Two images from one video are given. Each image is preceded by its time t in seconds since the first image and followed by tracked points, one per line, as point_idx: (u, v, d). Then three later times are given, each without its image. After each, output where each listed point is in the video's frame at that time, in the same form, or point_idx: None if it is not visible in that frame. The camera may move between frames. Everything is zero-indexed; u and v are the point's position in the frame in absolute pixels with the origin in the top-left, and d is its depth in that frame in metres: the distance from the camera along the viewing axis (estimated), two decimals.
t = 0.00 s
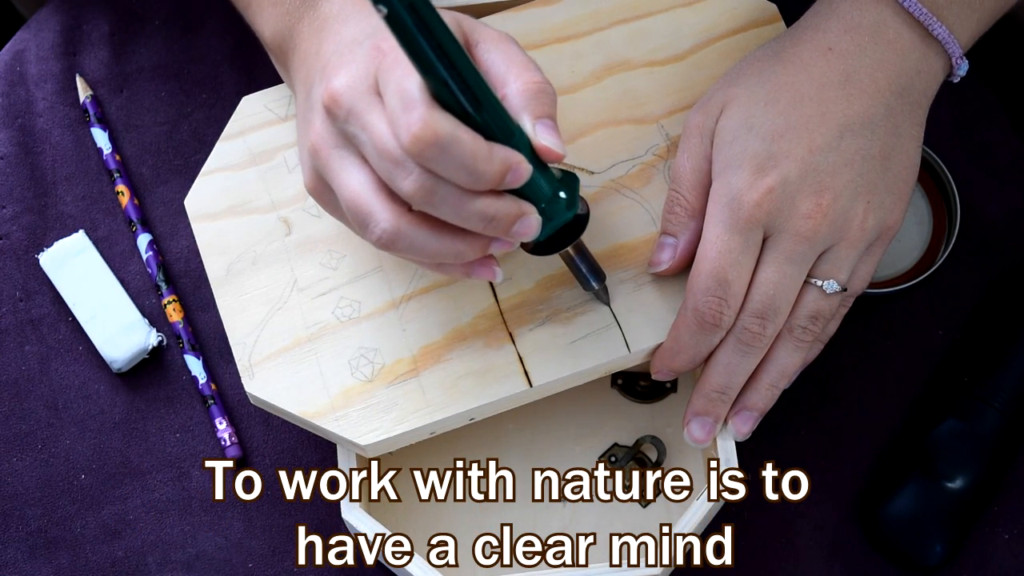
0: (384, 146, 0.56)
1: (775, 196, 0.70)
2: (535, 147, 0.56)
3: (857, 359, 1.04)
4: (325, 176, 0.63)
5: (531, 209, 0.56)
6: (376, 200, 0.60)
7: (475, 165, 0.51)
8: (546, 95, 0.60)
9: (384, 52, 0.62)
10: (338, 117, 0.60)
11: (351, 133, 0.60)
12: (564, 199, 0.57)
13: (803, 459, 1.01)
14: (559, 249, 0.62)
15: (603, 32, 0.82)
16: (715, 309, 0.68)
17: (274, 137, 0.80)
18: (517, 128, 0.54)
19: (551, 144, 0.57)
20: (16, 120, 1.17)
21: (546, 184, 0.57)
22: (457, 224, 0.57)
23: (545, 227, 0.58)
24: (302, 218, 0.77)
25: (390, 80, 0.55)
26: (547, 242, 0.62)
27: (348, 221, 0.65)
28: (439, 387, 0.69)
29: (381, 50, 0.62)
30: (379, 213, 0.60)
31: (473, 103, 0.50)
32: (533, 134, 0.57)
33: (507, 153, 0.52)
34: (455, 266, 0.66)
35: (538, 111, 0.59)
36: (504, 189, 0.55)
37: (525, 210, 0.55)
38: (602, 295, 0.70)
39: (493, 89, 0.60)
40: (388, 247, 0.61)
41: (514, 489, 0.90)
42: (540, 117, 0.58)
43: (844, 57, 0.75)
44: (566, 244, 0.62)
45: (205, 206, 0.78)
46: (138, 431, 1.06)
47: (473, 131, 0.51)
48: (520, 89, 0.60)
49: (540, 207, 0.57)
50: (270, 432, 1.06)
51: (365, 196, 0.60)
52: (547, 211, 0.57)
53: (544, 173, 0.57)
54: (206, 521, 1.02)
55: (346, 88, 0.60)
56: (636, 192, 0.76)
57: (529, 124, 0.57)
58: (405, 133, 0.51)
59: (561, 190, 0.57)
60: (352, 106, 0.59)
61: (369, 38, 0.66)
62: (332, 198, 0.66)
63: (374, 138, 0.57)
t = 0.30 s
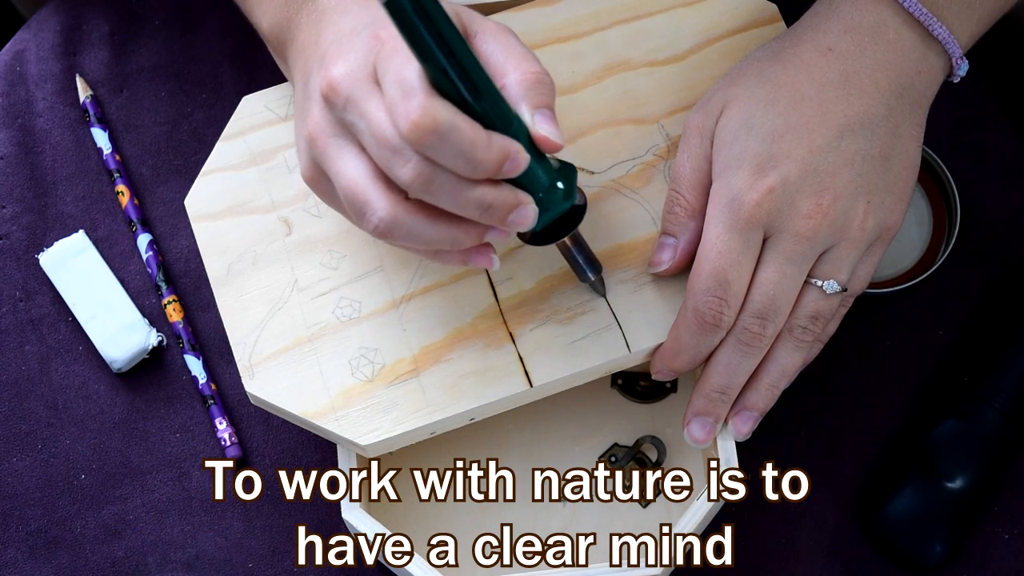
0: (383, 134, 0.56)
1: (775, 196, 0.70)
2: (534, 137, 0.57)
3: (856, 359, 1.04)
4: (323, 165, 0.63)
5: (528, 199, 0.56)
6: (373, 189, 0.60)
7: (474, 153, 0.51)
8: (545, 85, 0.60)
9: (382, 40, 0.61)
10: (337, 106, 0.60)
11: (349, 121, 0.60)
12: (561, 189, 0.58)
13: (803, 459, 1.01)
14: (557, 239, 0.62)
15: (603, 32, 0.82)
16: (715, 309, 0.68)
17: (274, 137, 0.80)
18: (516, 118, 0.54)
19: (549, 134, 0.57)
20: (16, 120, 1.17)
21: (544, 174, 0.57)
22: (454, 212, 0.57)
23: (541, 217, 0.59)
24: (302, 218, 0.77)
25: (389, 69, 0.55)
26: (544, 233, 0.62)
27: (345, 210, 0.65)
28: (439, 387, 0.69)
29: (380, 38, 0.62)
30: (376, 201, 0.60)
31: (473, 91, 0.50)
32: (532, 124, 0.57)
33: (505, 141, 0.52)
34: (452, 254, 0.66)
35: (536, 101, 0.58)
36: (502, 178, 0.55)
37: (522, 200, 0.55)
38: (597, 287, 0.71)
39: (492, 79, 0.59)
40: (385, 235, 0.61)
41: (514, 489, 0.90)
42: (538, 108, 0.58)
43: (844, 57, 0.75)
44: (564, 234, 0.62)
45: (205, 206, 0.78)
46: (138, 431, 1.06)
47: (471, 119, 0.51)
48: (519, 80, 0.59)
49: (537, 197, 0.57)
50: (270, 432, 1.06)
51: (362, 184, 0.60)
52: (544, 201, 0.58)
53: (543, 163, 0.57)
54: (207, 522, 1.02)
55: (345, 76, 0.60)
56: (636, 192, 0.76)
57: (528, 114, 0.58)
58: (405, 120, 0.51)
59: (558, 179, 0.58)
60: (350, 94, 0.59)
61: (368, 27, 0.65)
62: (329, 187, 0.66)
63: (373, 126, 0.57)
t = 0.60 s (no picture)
0: (383, 120, 0.56)
1: (775, 197, 0.70)
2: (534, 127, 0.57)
3: (856, 358, 1.04)
4: (322, 151, 0.63)
5: (526, 188, 0.56)
6: (372, 174, 0.60)
7: (474, 140, 0.51)
8: (547, 74, 0.59)
9: (385, 27, 0.61)
10: (337, 92, 0.60)
11: (349, 107, 0.60)
12: (560, 178, 0.59)
13: (803, 459, 1.01)
14: (554, 229, 0.62)
15: (604, 32, 0.82)
16: (715, 309, 0.68)
17: (274, 137, 0.80)
18: (516, 106, 0.54)
19: (550, 123, 0.57)
20: (16, 120, 1.17)
21: (544, 163, 0.58)
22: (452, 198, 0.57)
23: (540, 206, 0.59)
24: (302, 217, 0.77)
25: (390, 54, 0.54)
26: (541, 223, 0.61)
27: (344, 197, 0.65)
28: (439, 387, 0.69)
29: (383, 27, 0.62)
30: (374, 187, 0.60)
31: (473, 78, 0.50)
32: (533, 113, 0.57)
33: (505, 129, 0.52)
34: (451, 240, 0.66)
35: (537, 91, 0.58)
36: (501, 165, 0.55)
37: (519, 188, 0.56)
38: (595, 278, 0.71)
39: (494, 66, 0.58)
40: (383, 221, 0.61)
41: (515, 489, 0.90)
42: (539, 97, 0.58)
43: (844, 57, 0.75)
44: (561, 224, 0.62)
45: (206, 206, 0.78)
46: (137, 431, 1.06)
47: (472, 106, 0.51)
48: (520, 69, 0.59)
49: (536, 185, 0.58)
50: (270, 432, 1.06)
51: (361, 170, 0.60)
52: (542, 189, 0.58)
53: (543, 152, 0.58)
54: (207, 521, 1.02)
55: (345, 62, 0.60)
56: (637, 192, 0.76)
57: (529, 103, 0.57)
58: (405, 106, 0.51)
59: (557, 169, 0.59)
60: (351, 81, 0.59)
61: (369, 15, 0.65)
62: (328, 174, 0.66)
63: (373, 112, 0.57)
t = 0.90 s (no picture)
0: (383, 100, 0.56)
1: (775, 197, 0.70)
2: (532, 110, 0.56)
3: (856, 358, 1.04)
4: (321, 132, 0.63)
5: (522, 171, 0.57)
6: (371, 154, 0.60)
7: (474, 120, 0.51)
8: (546, 59, 0.58)
9: (386, 8, 0.61)
10: (338, 72, 0.60)
11: (349, 88, 0.60)
12: (558, 162, 0.58)
13: (803, 459, 1.01)
14: (551, 213, 0.62)
15: (604, 32, 0.82)
16: (714, 309, 0.69)
17: (274, 137, 0.80)
18: (515, 87, 0.54)
19: (549, 106, 0.56)
20: (16, 120, 1.17)
21: (542, 147, 0.57)
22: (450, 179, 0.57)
23: (537, 189, 0.59)
24: (302, 217, 0.77)
25: (391, 35, 0.54)
26: (538, 207, 0.62)
27: (343, 177, 0.65)
28: (439, 387, 0.69)
29: (384, 8, 0.62)
30: (372, 167, 0.60)
31: (473, 58, 0.51)
32: (532, 96, 0.56)
33: (505, 111, 0.52)
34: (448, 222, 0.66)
35: (537, 74, 0.57)
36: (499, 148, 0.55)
37: (517, 172, 0.56)
38: (591, 265, 0.71)
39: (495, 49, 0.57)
40: (381, 202, 0.61)
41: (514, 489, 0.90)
42: (538, 81, 0.57)
43: (844, 58, 0.75)
44: (558, 208, 0.62)
45: (206, 206, 0.78)
46: (138, 431, 1.06)
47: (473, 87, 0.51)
48: (521, 52, 0.57)
49: (534, 168, 0.58)
50: (270, 432, 1.06)
51: (360, 150, 0.60)
52: (540, 172, 0.58)
53: (540, 137, 0.57)
54: (207, 522, 1.02)
55: (347, 43, 0.60)
56: (637, 192, 0.76)
57: (528, 86, 0.56)
58: (406, 85, 0.51)
59: (555, 153, 0.58)
60: (352, 61, 0.59)
61: None
62: (326, 155, 0.66)
63: (373, 92, 0.57)
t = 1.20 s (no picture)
0: (380, 87, 0.56)
1: (775, 196, 0.70)
2: (529, 97, 0.57)
3: (855, 358, 1.04)
4: (318, 118, 0.63)
5: (518, 159, 0.57)
6: (367, 140, 0.60)
7: (470, 107, 0.51)
8: (543, 46, 0.58)
9: None
10: (335, 59, 0.60)
11: (346, 74, 0.60)
12: (554, 150, 0.59)
13: (803, 458, 1.01)
14: (544, 201, 0.62)
15: (604, 32, 0.83)
16: (715, 309, 0.69)
17: (274, 137, 0.80)
18: (511, 75, 0.54)
19: (546, 94, 0.57)
20: (16, 120, 1.17)
21: (538, 134, 0.58)
22: (446, 164, 0.58)
23: (533, 176, 0.59)
24: (303, 218, 0.77)
25: (387, 21, 0.54)
26: (532, 195, 0.61)
27: (340, 164, 0.65)
28: (439, 387, 0.69)
29: None
30: (369, 152, 0.60)
31: (471, 46, 0.51)
32: (528, 84, 0.57)
33: (501, 98, 0.52)
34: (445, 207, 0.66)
35: (533, 62, 0.58)
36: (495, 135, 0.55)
37: (512, 159, 0.56)
38: (586, 252, 0.71)
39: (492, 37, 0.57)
40: (378, 187, 0.61)
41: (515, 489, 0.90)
42: (535, 69, 0.58)
43: (844, 58, 0.75)
44: (552, 196, 0.61)
45: (206, 206, 0.78)
46: (138, 431, 1.06)
47: (469, 74, 0.51)
48: (518, 39, 0.57)
49: (530, 156, 0.58)
50: (270, 432, 1.06)
51: (357, 135, 0.60)
52: (536, 160, 0.59)
53: (537, 124, 0.58)
54: (207, 522, 1.02)
55: (344, 30, 0.59)
56: (637, 192, 0.76)
57: (525, 73, 0.57)
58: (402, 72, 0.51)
59: (551, 141, 0.59)
60: (349, 48, 0.59)
61: None
62: (323, 142, 0.66)
63: (370, 79, 0.57)
